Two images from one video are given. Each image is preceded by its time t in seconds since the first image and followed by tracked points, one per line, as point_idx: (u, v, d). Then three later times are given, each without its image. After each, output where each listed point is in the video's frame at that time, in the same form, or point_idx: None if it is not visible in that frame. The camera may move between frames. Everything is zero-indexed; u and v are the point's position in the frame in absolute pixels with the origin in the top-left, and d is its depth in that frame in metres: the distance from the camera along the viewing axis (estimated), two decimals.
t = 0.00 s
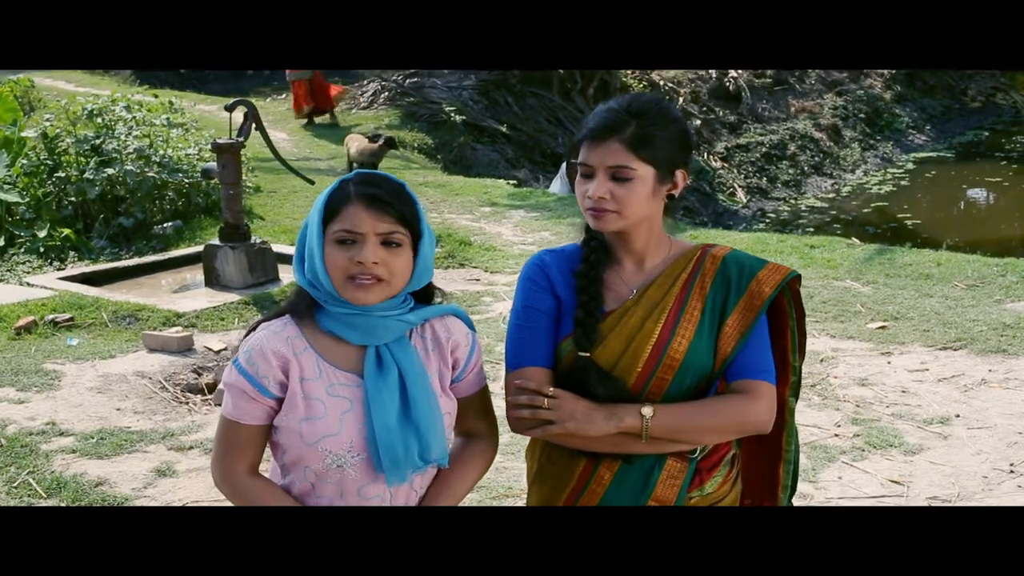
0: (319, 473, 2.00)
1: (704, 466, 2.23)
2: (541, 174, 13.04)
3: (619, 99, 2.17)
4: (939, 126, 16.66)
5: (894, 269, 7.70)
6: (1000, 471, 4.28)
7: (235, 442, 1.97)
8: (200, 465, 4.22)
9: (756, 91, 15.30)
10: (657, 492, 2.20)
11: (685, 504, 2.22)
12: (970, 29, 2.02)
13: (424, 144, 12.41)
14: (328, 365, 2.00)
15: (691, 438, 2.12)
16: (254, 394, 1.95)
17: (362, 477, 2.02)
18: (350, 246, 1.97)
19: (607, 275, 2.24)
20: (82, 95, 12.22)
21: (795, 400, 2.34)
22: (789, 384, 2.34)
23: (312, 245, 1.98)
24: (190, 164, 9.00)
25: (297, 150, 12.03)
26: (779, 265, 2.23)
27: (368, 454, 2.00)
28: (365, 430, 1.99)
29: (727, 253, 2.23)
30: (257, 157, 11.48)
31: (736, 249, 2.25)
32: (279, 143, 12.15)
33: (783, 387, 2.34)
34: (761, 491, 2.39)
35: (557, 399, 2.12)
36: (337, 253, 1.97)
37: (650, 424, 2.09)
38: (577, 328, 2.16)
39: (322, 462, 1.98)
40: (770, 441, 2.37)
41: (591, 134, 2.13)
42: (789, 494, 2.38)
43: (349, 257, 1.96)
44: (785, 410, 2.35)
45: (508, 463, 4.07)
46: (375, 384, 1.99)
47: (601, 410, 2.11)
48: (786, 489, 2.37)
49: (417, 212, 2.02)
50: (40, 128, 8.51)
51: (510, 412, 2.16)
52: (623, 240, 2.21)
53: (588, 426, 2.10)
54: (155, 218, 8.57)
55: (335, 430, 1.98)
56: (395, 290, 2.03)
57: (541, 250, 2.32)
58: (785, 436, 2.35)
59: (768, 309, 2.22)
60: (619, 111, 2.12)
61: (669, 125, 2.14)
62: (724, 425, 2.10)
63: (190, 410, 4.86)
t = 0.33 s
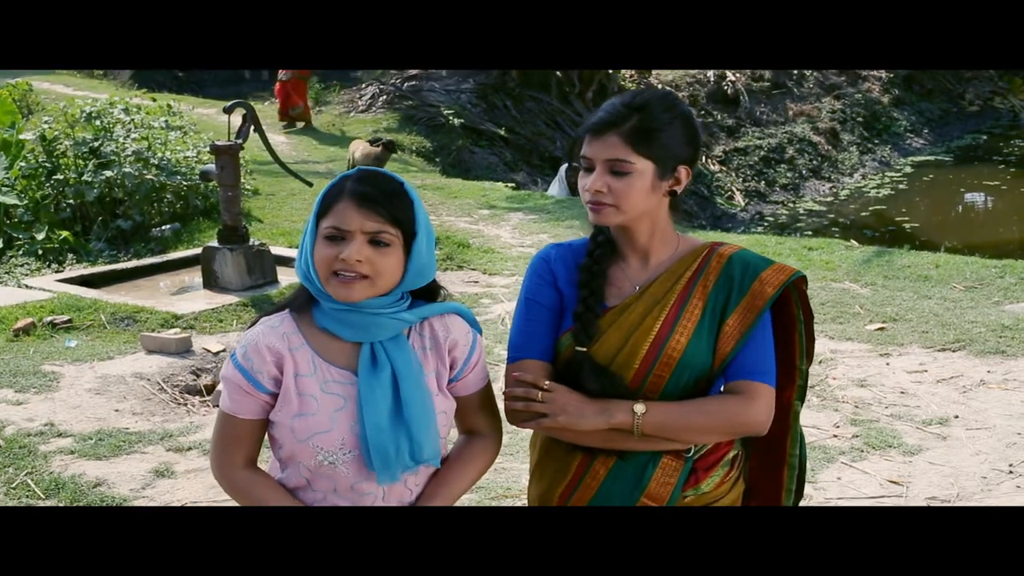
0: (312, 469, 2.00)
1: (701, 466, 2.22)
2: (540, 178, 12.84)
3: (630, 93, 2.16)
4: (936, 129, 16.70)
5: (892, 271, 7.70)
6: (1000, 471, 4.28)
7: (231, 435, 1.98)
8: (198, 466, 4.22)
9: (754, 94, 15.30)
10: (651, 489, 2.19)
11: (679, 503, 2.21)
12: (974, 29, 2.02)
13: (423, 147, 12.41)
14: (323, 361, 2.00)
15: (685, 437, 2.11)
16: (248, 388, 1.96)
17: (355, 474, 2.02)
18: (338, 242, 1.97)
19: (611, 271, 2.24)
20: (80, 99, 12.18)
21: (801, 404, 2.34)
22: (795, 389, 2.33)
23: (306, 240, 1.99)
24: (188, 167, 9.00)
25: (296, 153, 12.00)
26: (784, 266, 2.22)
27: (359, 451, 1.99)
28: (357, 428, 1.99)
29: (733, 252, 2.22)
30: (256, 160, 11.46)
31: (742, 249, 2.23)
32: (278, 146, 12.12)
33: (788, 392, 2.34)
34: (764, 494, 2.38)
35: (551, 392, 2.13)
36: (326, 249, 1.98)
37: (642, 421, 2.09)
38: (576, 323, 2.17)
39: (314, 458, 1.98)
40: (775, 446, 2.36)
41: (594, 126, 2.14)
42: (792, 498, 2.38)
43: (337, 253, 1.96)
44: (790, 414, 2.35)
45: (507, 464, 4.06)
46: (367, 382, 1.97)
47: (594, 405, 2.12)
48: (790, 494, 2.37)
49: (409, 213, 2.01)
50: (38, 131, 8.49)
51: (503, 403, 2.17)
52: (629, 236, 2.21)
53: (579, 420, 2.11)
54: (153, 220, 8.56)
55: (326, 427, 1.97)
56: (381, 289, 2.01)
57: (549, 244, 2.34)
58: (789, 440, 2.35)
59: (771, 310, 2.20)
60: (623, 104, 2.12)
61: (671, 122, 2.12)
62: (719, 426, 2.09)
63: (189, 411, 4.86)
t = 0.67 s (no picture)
0: (305, 464, 1.99)
1: (697, 465, 2.19)
2: (535, 182, 13.12)
3: (646, 88, 2.15)
4: (931, 134, 16.77)
5: (888, 274, 7.70)
6: (996, 472, 4.28)
7: (227, 428, 1.99)
8: (194, 468, 4.21)
9: (750, 100, 15.34)
10: (643, 487, 2.18)
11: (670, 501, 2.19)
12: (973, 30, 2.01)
13: (419, 152, 12.46)
14: (318, 357, 1.99)
15: (679, 437, 2.10)
16: (244, 383, 1.96)
17: (347, 471, 2.01)
18: (332, 241, 1.97)
19: (618, 267, 2.25)
20: (75, 103, 12.15)
21: (806, 407, 2.31)
22: (801, 392, 2.31)
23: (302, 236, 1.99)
24: (184, 171, 9.00)
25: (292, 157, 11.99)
26: (788, 268, 2.18)
27: (352, 448, 1.99)
28: (350, 423, 1.98)
29: (739, 252, 2.20)
30: (253, 165, 11.45)
31: (748, 250, 2.21)
32: (274, 150, 12.11)
33: (794, 394, 2.31)
34: (767, 495, 2.35)
35: (546, 386, 2.16)
36: (321, 247, 1.98)
37: (633, 417, 2.10)
38: (576, 318, 2.19)
39: (306, 454, 1.98)
40: (780, 448, 2.33)
41: (606, 120, 2.13)
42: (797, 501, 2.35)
43: (331, 252, 1.96)
44: (796, 417, 2.32)
45: (504, 466, 4.06)
46: (361, 379, 1.97)
47: (587, 400, 2.13)
48: (795, 497, 2.34)
49: (403, 211, 2.00)
50: (35, 135, 8.48)
51: (502, 395, 2.22)
52: (636, 233, 2.22)
53: (572, 416, 2.12)
54: (149, 224, 8.56)
55: (319, 423, 1.97)
56: (374, 287, 2.00)
57: (559, 239, 2.38)
58: (795, 443, 2.32)
59: (774, 313, 2.17)
60: (637, 99, 2.11)
61: (682, 120, 2.11)
62: (713, 426, 2.08)
63: (185, 414, 4.85)
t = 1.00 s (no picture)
0: (305, 459, 1.99)
1: (693, 463, 2.19)
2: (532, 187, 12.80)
3: (653, 83, 2.14)
4: (929, 139, 16.81)
5: (886, 276, 7.71)
6: (995, 473, 4.28)
7: (229, 423, 1.99)
8: (192, 469, 4.20)
9: (747, 103, 15.36)
10: (639, 483, 2.19)
11: (665, 499, 2.19)
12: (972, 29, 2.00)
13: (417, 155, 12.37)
14: (319, 352, 1.99)
15: (672, 436, 2.10)
16: (244, 377, 1.96)
17: (347, 466, 2.01)
18: (332, 235, 1.96)
19: (623, 263, 2.25)
20: (72, 107, 12.12)
21: (810, 409, 2.31)
22: (805, 394, 2.30)
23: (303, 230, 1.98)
24: (182, 174, 8.99)
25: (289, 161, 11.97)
26: (791, 268, 2.17)
27: (352, 443, 1.99)
28: (350, 418, 1.98)
29: (744, 251, 2.18)
30: (250, 168, 11.44)
31: (753, 249, 2.19)
32: (272, 154, 12.11)
33: (798, 396, 2.31)
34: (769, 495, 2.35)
35: (544, 379, 2.17)
36: (321, 241, 1.97)
37: (627, 414, 2.10)
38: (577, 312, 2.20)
39: (306, 449, 1.97)
40: (785, 449, 2.34)
41: (613, 115, 2.13)
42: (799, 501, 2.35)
43: (331, 245, 1.96)
44: (800, 418, 2.32)
45: (502, 466, 4.05)
46: (361, 374, 1.97)
47: (583, 394, 2.14)
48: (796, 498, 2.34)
49: (403, 206, 1.99)
50: (32, 138, 8.47)
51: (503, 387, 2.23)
52: (643, 228, 2.22)
53: (567, 410, 2.14)
54: (147, 227, 8.54)
55: (319, 417, 1.96)
56: (374, 282, 1.99)
57: (567, 232, 2.40)
58: (797, 445, 2.33)
59: (775, 312, 2.15)
60: (645, 94, 2.10)
61: (688, 116, 2.10)
62: (705, 427, 2.08)
63: (182, 415, 4.84)
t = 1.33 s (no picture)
0: (303, 454, 1.98)
1: (691, 460, 2.18)
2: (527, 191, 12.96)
3: (653, 80, 2.14)
4: (924, 144, 16.87)
5: (881, 279, 7.72)
6: (991, 474, 4.28)
7: (227, 419, 1.98)
8: (188, 471, 4.19)
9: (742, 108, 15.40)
10: (636, 479, 2.19)
11: (663, 496, 2.18)
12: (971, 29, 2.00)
13: (413, 160, 12.36)
14: (317, 347, 1.98)
15: (669, 431, 2.10)
16: (242, 372, 1.96)
17: (345, 461, 2.00)
18: (336, 232, 1.96)
19: (623, 259, 2.25)
20: (68, 112, 12.11)
21: (806, 409, 2.30)
22: (801, 394, 2.29)
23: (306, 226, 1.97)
24: (178, 178, 8.98)
25: (285, 166, 11.97)
26: (790, 265, 2.16)
27: (350, 438, 1.98)
28: (347, 413, 1.97)
29: (743, 247, 2.18)
30: (247, 173, 11.43)
31: (753, 245, 2.19)
32: (268, 159, 12.12)
33: (796, 395, 2.29)
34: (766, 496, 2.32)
35: (543, 373, 2.18)
36: (325, 237, 1.96)
37: (624, 408, 2.10)
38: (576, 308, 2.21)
39: (304, 444, 1.97)
40: (781, 452, 2.30)
41: (614, 111, 2.12)
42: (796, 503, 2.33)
43: (335, 243, 1.95)
44: (797, 418, 2.30)
45: (499, 468, 4.04)
46: (360, 369, 1.97)
47: (580, 390, 2.15)
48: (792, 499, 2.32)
49: (408, 205, 1.98)
50: (28, 142, 8.46)
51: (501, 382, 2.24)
52: (644, 224, 2.21)
53: (564, 404, 2.14)
54: (143, 231, 8.53)
55: (317, 412, 1.96)
56: (375, 281, 1.99)
57: (568, 229, 2.40)
58: (794, 447, 2.29)
59: (773, 309, 2.14)
60: (645, 91, 2.10)
61: (691, 114, 2.10)
62: (700, 423, 2.08)
63: (178, 417, 4.83)
